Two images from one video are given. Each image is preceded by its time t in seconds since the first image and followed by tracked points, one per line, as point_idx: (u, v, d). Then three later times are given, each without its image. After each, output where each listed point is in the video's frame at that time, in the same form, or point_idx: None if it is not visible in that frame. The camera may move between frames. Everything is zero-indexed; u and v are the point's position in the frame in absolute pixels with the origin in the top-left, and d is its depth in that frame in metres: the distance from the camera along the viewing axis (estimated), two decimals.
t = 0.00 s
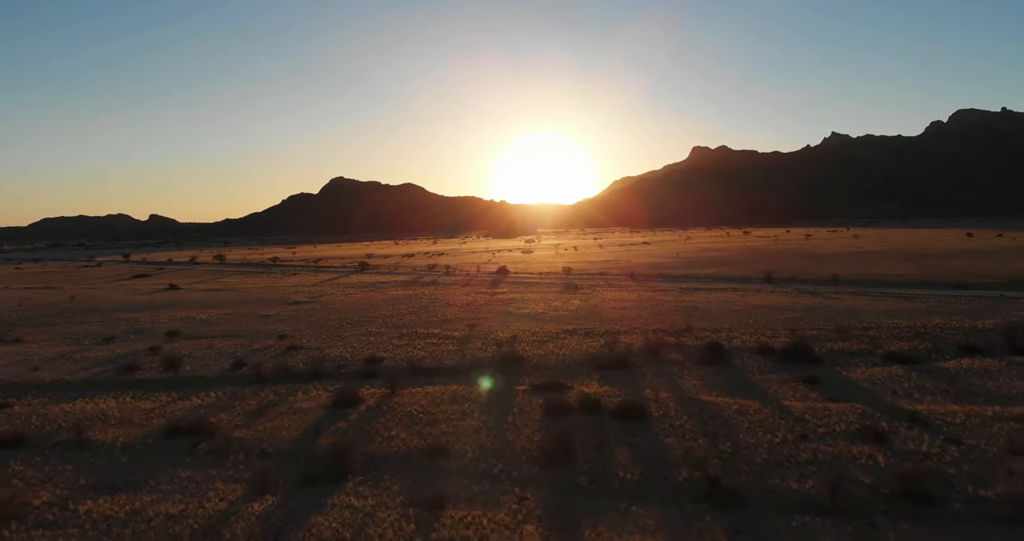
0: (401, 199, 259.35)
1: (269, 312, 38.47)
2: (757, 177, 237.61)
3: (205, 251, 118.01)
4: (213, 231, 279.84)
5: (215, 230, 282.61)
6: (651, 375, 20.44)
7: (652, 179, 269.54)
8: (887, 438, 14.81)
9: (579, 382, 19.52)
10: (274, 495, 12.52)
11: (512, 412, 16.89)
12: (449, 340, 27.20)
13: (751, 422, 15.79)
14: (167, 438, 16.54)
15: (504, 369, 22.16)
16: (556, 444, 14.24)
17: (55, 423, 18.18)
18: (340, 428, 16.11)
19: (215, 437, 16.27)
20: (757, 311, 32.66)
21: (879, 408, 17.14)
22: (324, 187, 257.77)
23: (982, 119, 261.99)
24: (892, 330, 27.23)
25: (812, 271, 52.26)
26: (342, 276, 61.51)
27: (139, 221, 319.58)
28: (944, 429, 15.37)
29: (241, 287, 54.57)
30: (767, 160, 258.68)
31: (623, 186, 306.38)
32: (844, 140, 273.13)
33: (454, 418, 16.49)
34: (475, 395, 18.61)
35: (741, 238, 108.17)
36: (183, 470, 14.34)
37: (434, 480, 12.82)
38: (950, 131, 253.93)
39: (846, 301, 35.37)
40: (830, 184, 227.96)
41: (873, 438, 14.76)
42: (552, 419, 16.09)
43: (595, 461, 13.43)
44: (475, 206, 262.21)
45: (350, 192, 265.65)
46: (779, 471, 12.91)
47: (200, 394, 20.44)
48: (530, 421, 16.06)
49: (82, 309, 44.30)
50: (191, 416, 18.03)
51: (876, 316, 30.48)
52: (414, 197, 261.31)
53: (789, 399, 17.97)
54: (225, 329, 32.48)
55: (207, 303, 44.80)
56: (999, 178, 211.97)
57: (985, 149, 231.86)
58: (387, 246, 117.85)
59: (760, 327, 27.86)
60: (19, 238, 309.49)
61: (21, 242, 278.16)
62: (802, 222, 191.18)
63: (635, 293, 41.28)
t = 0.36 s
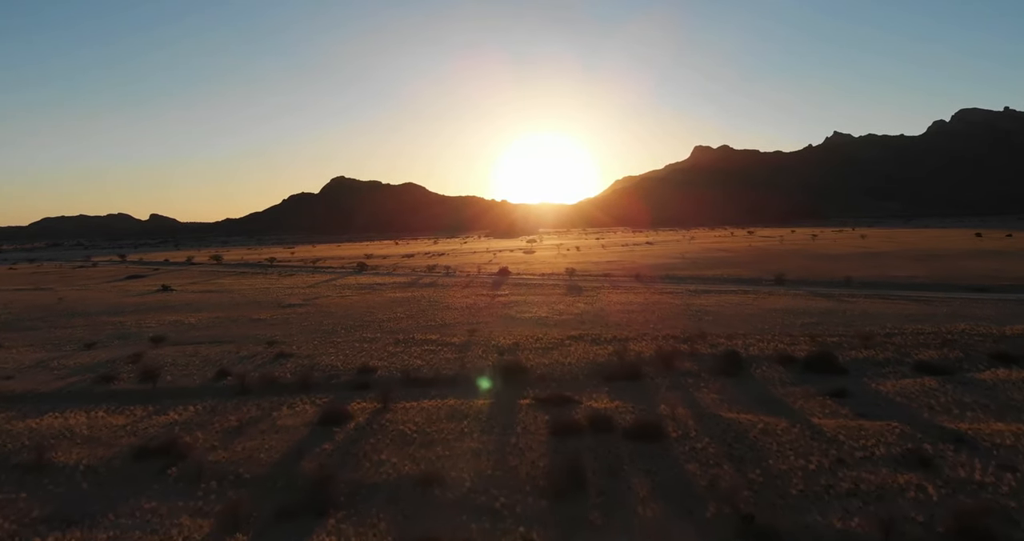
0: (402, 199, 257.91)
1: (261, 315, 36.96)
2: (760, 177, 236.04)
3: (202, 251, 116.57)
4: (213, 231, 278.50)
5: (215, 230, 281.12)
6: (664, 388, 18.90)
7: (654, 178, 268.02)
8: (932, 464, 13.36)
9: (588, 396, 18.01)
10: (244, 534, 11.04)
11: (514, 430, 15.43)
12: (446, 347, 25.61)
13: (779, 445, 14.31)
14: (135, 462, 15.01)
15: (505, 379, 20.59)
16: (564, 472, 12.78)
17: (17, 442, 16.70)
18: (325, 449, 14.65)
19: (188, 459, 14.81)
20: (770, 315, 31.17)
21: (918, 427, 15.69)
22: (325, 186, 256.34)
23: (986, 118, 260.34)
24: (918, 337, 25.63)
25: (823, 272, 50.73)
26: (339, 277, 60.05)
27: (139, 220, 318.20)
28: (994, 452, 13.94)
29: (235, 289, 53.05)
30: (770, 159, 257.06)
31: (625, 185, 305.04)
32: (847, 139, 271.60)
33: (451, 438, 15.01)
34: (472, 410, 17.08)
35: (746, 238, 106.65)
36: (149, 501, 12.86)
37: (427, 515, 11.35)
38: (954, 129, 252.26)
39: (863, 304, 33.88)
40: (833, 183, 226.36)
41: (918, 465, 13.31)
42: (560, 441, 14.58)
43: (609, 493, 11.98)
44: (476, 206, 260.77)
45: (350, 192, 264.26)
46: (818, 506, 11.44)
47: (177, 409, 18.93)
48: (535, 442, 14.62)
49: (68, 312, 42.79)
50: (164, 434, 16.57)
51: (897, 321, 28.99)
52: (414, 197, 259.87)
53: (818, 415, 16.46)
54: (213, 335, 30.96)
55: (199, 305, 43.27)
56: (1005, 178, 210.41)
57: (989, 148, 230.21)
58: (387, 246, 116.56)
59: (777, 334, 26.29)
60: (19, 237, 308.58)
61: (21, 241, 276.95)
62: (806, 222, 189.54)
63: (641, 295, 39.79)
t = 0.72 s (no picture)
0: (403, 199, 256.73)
1: (253, 320, 35.53)
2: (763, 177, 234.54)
3: (200, 252, 115.00)
4: (213, 231, 277.03)
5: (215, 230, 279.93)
6: (681, 403, 17.45)
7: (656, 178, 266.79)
8: (987, 494, 11.96)
9: (598, 413, 16.55)
10: None
11: (518, 453, 14.00)
12: (445, 355, 24.14)
13: (814, 473, 12.87)
14: (97, 490, 13.56)
15: (508, 391, 19.13)
16: (576, 506, 11.36)
17: None
18: (309, 476, 13.23)
19: (158, 487, 13.40)
20: (785, 320, 29.76)
21: (963, 449, 14.29)
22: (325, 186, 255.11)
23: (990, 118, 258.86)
24: (946, 345, 24.16)
25: (834, 274, 49.35)
26: (337, 278, 58.68)
27: (138, 220, 316.76)
28: None
29: (229, 291, 51.62)
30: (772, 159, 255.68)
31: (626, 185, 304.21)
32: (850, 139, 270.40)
33: (449, 462, 13.59)
34: (473, 429, 15.64)
35: (750, 238, 105.37)
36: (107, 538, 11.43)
37: None
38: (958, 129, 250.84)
39: (880, 309, 32.46)
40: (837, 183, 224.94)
41: (970, 496, 11.91)
42: (569, 466, 13.14)
43: (627, 532, 10.56)
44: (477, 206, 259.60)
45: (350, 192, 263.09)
46: None
47: (153, 427, 17.50)
48: (541, 468, 13.18)
49: (54, 316, 41.40)
50: (134, 457, 15.15)
51: (919, 327, 27.55)
52: (415, 197, 258.68)
53: (851, 435, 15.05)
54: (200, 341, 29.50)
55: (191, 308, 41.84)
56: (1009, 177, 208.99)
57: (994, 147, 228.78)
58: (387, 246, 117.30)
59: (795, 343, 24.83)
60: (18, 237, 307.20)
61: (19, 242, 275.49)
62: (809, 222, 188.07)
63: (648, 298, 38.41)
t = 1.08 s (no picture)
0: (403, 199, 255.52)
1: (244, 324, 34.05)
2: (766, 176, 233.02)
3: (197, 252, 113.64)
4: (213, 231, 275.66)
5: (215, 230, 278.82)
6: (700, 421, 15.99)
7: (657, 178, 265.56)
8: None
9: (610, 432, 15.08)
10: None
11: (521, 481, 12.52)
12: (442, 364, 22.65)
13: (856, 506, 11.41)
14: (50, 524, 12.10)
15: (510, 405, 17.63)
16: None
17: None
18: (287, 510, 11.77)
19: (117, 521, 11.94)
20: (801, 326, 28.28)
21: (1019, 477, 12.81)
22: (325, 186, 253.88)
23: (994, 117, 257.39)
24: (978, 354, 22.62)
25: (845, 276, 47.96)
26: (334, 280, 57.24)
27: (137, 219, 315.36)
28: None
29: (223, 294, 50.17)
30: (775, 158, 254.32)
31: (627, 185, 303.60)
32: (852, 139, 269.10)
33: (444, 493, 12.12)
34: (471, 450, 14.19)
35: (755, 238, 103.92)
36: None
37: None
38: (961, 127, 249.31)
39: (900, 313, 30.97)
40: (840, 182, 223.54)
41: None
42: (579, 499, 11.69)
43: None
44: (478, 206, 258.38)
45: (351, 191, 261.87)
46: None
47: (123, 447, 16.06)
48: (547, 499, 11.74)
49: (39, 320, 39.95)
50: (96, 486, 13.71)
51: (945, 334, 26.07)
52: (416, 196, 257.44)
53: (892, 459, 13.60)
54: (186, 348, 27.99)
55: (181, 312, 40.38)
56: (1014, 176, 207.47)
57: (998, 146, 227.27)
58: (387, 246, 117.89)
59: (816, 352, 23.31)
60: (17, 237, 305.94)
61: (18, 242, 274.15)
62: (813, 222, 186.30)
63: (655, 301, 36.94)
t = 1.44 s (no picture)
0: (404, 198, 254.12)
1: (232, 329, 32.39)
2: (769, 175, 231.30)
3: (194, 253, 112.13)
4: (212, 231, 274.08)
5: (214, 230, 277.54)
6: (724, 445, 14.42)
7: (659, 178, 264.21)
8: None
9: (624, 459, 13.50)
10: None
11: (525, 521, 10.96)
12: (439, 374, 20.94)
13: None
14: None
15: (512, 424, 15.99)
16: None
17: None
18: None
19: None
20: (821, 333, 26.63)
21: None
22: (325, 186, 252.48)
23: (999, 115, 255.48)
24: (1017, 365, 20.95)
25: (859, 278, 46.39)
26: (330, 282, 55.66)
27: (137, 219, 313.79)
28: None
29: (215, 296, 48.54)
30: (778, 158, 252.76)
31: (629, 185, 302.76)
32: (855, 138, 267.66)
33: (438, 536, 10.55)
34: (469, 481, 12.61)
35: (760, 238, 102.35)
36: None
37: None
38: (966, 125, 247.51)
39: (925, 319, 29.35)
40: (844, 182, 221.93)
41: None
42: None
43: None
44: (479, 206, 257.01)
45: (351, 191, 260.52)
46: None
47: (84, 474, 14.50)
48: None
49: (20, 324, 38.38)
50: (45, 522, 12.14)
51: (977, 342, 24.43)
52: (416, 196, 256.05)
53: (946, 493, 12.01)
54: (167, 356, 26.34)
55: (169, 316, 38.76)
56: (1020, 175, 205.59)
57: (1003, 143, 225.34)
58: (387, 246, 116.78)
59: (842, 362, 21.68)
60: (16, 237, 304.47)
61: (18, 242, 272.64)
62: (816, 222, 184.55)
63: (664, 305, 35.33)
